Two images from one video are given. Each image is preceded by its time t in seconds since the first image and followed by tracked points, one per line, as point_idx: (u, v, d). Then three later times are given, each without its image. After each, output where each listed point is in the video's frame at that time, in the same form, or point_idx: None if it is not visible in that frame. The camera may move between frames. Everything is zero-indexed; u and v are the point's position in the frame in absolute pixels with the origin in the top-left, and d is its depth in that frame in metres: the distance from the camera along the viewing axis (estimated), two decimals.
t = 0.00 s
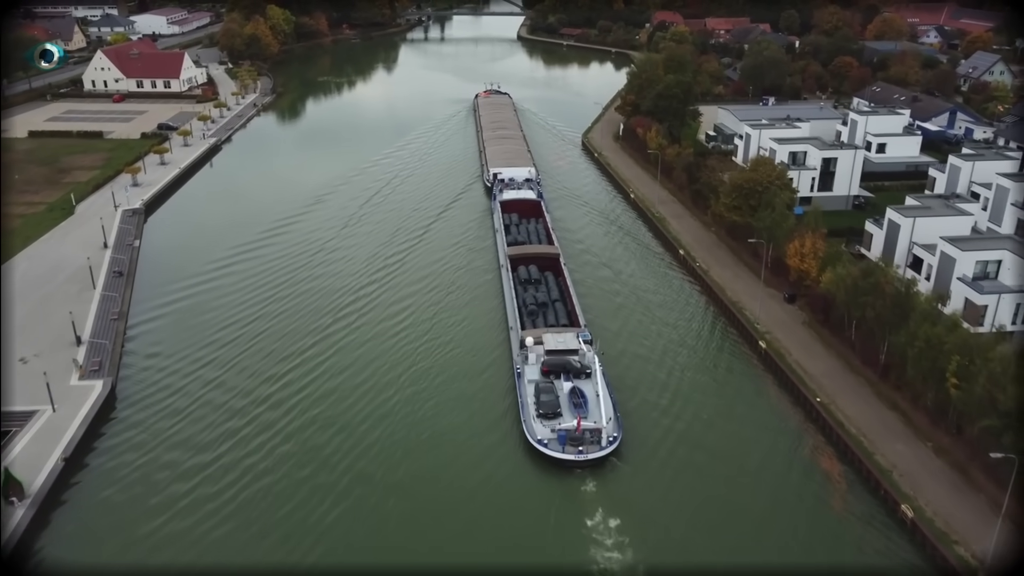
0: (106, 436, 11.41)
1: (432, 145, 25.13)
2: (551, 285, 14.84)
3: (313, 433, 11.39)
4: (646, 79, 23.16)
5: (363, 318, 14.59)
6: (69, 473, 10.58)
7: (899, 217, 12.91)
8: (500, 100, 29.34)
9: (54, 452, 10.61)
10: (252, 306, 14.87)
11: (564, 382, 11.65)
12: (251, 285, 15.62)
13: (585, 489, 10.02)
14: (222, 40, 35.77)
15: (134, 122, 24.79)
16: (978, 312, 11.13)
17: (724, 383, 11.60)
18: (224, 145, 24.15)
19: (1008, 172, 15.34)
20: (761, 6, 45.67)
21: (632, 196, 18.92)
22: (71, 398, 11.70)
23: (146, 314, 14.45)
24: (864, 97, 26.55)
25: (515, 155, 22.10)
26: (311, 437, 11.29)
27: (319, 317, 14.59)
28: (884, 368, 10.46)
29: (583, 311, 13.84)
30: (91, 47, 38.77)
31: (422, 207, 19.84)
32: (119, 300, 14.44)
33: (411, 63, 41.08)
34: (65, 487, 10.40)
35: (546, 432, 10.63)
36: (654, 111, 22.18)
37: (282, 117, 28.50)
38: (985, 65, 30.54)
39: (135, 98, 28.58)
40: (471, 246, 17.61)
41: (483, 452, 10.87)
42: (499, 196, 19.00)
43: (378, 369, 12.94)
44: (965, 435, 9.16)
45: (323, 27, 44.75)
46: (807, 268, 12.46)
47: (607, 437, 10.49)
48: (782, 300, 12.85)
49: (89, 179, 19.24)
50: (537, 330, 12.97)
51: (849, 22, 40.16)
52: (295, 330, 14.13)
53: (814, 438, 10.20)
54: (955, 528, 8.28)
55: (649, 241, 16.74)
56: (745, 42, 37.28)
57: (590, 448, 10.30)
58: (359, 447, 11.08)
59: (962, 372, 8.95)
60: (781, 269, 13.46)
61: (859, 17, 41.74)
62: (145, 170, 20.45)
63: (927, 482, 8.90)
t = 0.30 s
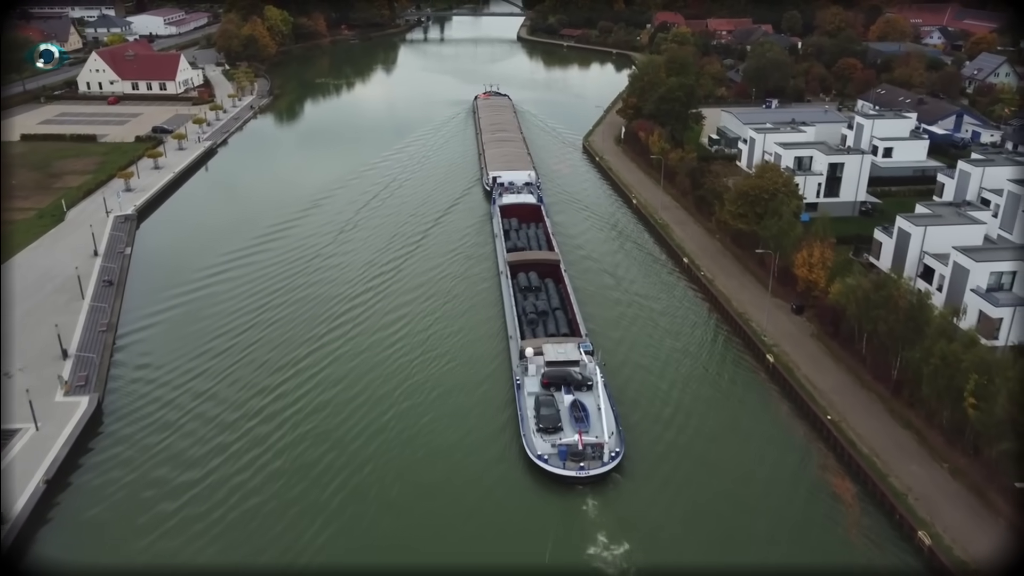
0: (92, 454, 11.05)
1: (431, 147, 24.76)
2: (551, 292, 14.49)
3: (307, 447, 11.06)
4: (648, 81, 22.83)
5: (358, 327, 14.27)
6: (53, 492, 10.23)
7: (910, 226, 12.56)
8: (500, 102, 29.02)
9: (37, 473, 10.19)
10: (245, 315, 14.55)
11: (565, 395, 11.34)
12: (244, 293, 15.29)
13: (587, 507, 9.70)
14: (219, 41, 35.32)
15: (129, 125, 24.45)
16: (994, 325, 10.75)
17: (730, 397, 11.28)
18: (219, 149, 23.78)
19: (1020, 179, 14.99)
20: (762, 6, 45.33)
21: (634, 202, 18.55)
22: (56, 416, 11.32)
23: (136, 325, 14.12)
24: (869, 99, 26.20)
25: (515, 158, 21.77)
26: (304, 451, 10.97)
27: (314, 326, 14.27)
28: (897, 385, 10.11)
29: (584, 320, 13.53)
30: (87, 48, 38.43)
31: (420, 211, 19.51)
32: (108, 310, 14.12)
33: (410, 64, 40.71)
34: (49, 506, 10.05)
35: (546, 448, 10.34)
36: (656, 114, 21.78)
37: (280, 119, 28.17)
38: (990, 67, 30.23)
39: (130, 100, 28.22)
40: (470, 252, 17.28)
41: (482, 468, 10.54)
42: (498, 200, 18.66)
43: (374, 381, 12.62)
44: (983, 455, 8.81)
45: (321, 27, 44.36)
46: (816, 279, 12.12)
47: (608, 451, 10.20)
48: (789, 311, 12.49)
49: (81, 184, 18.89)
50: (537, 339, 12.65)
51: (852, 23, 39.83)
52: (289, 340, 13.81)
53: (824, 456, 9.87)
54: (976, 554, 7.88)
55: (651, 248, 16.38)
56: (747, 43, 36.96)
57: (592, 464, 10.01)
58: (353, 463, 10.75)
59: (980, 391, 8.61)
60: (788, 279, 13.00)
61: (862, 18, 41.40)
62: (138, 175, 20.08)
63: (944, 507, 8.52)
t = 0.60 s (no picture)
0: (77, 473, 10.68)
1: (430, 150, 24.40)
2: (552, 301, 14.15)
3: (300, 462, 10.75)
4: (650, 84, 22.49)
5: (353, 337, 13.94)
6: (37, 511, 9.91)
7: (920, 236, 12.22)
8: (499, 103, 28.67)
9: (17, 497, 9.77)
10: (238, 325, 14.22)
11: (566, 409, 11.00)
12: (237, 301, 14.97)
13: (588, 525, 9.38)
14: (216, 42, 34.97)
15: (123, 128, 24.10)
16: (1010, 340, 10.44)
17: (736, 411, 10.96)
18: (214, 152, 23.40)
19: None
20: (764, 7, 44.95)
21: (636, 207, 18.18)
22: (38, 434, 10.93)
23: (125, 336, 13.78)
24: (873, 101, 25.85)
25: (515, 161, 21.42)
26: (296, 468, 10.65)
27: (308, 335, 13.95)
28: (911, 403, 9.77)
29: (585, 329, 13.20)
30: (83, 49, 38.09)
31: (418, 216, 19.17)
32: (97, 321, 13.80)
33: (409, 66, 40.30)
34: (34, 525, 9.73)
35: (547, 464, 10.01)
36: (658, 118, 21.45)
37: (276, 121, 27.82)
38: (995, 69, 29.89)
39: (125, 103, 27.87)
40: (468, 259, 16.98)
41: (481, 484, 10.23)
42: (497, 205, 18.33)
43: (368, 394, 12.30)
44: (1002, 478, 8.46)
45: (320, 28, 43.97)
46: (825, 290, 11.77)
47: (610, 468, 9.88)
48: (797, 323, 12.14)
49: (72, 190, 18.54)
50: (537, 350, 12.31)
51: (855, 24, 39.48)
52: (283, 350, 13.50)
53: (834, 476, 9.55)
54: None
55: (654, 255, 16.02)
56: (749, 44, 36.64)
57: (594, 481, 9.70)
58: (347, 480, 10.42)
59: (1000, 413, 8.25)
60: (796, 290, 12.65)
61: (865, 19, 41.04)
62: (131, 180, 19.71)
63: (962, 535, 8.08)
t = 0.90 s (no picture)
0: (60, 494, 10.31)
1: (429, 154, 24.05)
2: (552, 310, 13.82)
3: (293, 479, 10.43)
4: (652, 87, 22.16)
5: (348, 347, 13.61)
6: (20, 532, 9.56)
7: (932, 246, 11.89)
8: (498, 106, 28.32)
9: None
10: (230, 335, 13.88)
11: (566, 423, 10.68)
12: (231, 309, 14.64)
13: (590, 546, 9.09)
14: (213, 44, 34.63)
15: (117, 132, 23.75)
16: None
17: (742, 426, 10.64)
18: (210, 157, 23.04)
19: None
20: (767, 7, 44.55)
21: (638, 213, 17.81)
22: (21, 454, 10.56)
23: (115, 347, 13.45)
24: (878, 104, 25.49)
25: (514, 164, 21.07)
26: (288, 486, 10.32)
27: (303, 344, 13.63)
28: (924, 421, 9.45)
29: (586, 340, 12.87)
30: (79, 50, 37.72)
31: (416, 221, 18.83)
32: (86, 333, 13.46)
33: (408, 67, 39.92)
34: (18, 545, 9.41)
35: (547, 481, 9.69)
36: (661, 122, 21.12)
37: (274, 124, 27.45)
38: (1001, 71, 29.55)
39: (120, 105, 27.52)
40: (467, 265, 16.66)
41: (480, 503, 9.89)
42: (497, 209, 18.00)
43: (363, 407, 11.96)
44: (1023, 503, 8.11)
45: (318, 29, 43.61)
46: (834, 302, 11.42)
47: (613, 485, 9.57)
48: (805, 336, 11.79)
49: (63, 196, 18.18)
50: (537, 361, 11.98)
51: (858, 25, 39.15)
52: (276, 360, 13.17)
53: (844, 496, 9.23)
54: None
55: (656, 263, 15.67)
56: (750, 46, 36.34)
57: (595, 499, 9.40)
58: (341, 498, 10.11)
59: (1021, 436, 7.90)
60: (804, 301, 12.30)
61: (868, 20, 40.68)
62: (124, 185, 19.35)
63: (981, 561, 7.71)
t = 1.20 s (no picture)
0: (44, 513, 9.96)
1: (428, 156, 23.70)
2: (553, 319, 13.50)
3: (285, 498, 10.10)
4: (654, 90, 21.84)
5: (343, 357, 13.28)
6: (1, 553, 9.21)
7: (945, 256, 11.53)
8: (498, 107, 27.99)
9: None
10: (223, 344, 13.56)
11: (567, 438, 10.35)
12: (224, 318, 14.33)
13: (592, 567, 8.77)
14: (210, 45, 34.29)
15: (111, 135, 23.41)
16: None
17: (750, 442, 10.31)
18: (205, 161, 22.70)
19: None
20: (768, 8, 44.21)
21: (640, 219, 17.46)
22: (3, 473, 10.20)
23: (104, 359, 13.12)
24: (883, 107, 25.15)
25: (514, 168, 20.74)
26: (279, 504, 9.99)
27: (298, 354, 13.32)
28: (940, 440, 9.13)
29: (588, 351, 12.53)
30: (75, 52, 37.38)
31: (414, 226, 18.49)
32: (75, 344, 13.15)
33: (407, 69, 39.51)
34: None
35: (547, 498, 9.37)
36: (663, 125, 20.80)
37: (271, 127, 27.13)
38: (1006, 73, 29.22)
39: (115, 108, 27.20)
40: (466, 271, 16.35)
41: (479, 522, 9.56)
42: (496, 214, 17.67)
43: (358, 421, 11.65)
44: None
45: (317, 31, 43.26)
46: (843, 314, 11.08)
47: (615, 503, 9.25)
48: (814, 349, 11.44)
49: (54, 202, 17.84)
50: (537, 374, 11.64)
51: (861, 26, 38.84)
52: (270, 371, 12.86)
53: (857, 517, 8.89)
54: None
55: (659, 271, 15.33)
56: (753, 47, 36.03)
57: (597, 518, 9.09)
58: (334, 517, 9.79)
59: None
60: (813, 312, 11.95)
61: (871, 20, 40.34)
62: (117, 190, 19.01)
63: None
